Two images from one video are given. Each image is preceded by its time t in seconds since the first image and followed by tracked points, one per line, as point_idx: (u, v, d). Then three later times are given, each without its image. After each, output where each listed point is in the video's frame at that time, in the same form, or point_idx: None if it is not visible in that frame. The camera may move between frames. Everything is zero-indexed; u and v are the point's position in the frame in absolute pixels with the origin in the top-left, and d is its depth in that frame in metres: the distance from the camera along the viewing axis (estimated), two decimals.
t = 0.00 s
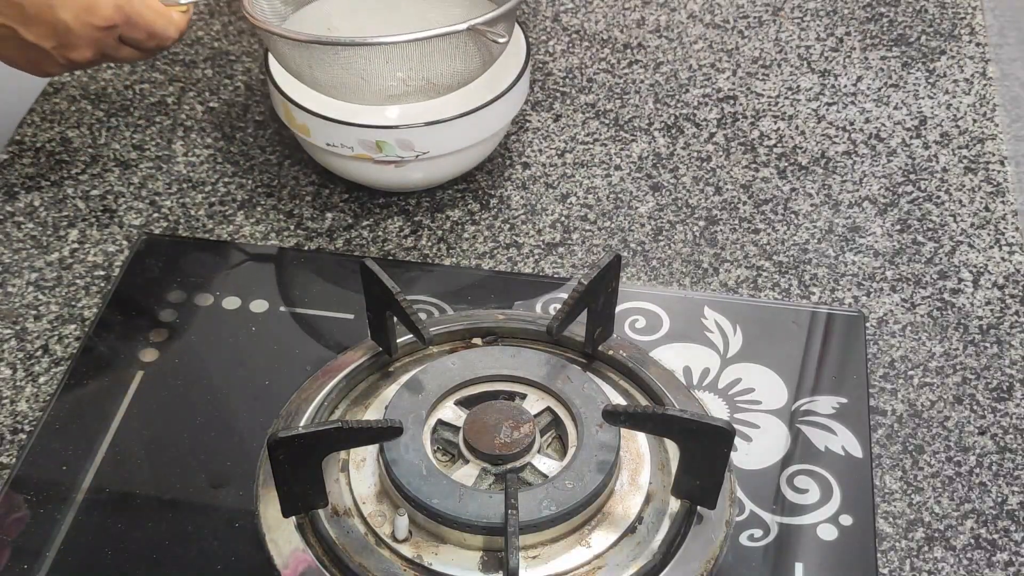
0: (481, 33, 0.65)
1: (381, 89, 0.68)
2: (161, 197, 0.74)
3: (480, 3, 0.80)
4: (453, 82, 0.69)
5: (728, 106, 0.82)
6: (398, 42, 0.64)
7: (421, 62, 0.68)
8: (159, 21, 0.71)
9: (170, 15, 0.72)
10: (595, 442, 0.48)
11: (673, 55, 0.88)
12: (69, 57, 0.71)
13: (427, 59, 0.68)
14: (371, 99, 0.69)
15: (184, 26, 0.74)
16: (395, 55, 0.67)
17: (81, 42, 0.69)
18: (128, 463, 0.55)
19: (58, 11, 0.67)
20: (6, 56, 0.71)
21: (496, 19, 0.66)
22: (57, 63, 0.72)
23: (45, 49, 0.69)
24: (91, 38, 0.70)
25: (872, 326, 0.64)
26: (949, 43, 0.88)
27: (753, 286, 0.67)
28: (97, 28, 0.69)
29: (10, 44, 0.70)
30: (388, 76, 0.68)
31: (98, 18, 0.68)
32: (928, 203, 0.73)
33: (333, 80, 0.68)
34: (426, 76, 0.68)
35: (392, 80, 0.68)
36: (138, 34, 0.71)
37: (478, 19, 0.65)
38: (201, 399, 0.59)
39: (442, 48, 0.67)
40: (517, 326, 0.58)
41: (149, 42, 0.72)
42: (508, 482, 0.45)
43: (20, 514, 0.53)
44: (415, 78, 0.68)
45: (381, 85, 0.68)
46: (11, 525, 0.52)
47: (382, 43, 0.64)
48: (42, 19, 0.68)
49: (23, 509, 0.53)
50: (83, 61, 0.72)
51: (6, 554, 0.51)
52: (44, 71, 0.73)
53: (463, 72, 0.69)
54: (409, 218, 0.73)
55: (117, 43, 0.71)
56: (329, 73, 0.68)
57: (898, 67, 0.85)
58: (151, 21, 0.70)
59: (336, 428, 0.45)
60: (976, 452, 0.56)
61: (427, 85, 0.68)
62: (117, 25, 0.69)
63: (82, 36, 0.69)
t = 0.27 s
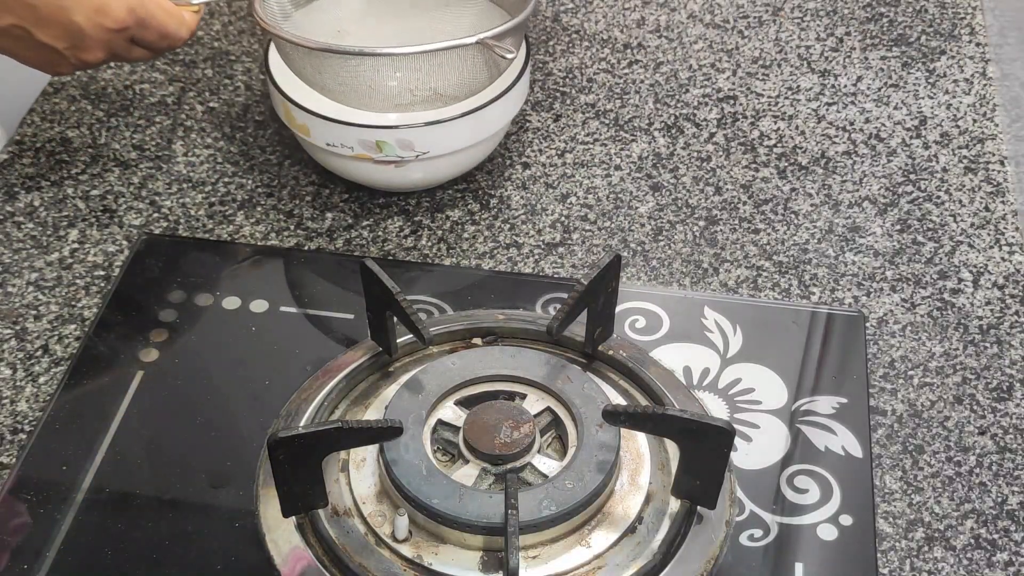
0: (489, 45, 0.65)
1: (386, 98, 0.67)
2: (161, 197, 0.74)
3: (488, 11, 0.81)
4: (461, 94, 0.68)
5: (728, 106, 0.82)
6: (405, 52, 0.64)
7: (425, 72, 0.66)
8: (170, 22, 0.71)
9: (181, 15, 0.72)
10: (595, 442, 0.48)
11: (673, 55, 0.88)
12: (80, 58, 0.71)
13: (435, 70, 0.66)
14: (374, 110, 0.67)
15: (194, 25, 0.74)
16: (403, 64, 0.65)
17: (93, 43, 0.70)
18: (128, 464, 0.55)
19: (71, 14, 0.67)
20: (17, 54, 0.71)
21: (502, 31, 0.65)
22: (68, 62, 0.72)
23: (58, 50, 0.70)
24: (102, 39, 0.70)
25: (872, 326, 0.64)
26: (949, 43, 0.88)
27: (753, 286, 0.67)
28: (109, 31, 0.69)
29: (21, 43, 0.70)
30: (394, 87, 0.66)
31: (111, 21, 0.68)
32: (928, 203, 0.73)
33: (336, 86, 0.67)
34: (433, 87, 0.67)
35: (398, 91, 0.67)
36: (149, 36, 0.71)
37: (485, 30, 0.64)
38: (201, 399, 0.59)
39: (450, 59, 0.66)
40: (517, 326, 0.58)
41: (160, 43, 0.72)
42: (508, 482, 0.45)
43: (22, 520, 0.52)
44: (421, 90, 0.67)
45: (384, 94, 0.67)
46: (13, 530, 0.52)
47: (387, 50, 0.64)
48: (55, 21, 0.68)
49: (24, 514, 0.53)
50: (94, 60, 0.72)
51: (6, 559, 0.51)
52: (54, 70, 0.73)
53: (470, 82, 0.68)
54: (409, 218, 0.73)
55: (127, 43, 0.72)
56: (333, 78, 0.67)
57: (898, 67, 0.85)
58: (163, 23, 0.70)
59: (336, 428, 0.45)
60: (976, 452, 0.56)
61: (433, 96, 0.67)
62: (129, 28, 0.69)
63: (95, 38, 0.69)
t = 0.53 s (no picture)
0: (491, 64, 0.65)
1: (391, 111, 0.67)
2: (161, 197, 0.74)
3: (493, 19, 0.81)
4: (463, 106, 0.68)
5: (728, 106, 0.82)
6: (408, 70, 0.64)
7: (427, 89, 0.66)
8: (176, 34, 0.72)
9: (188, 27, 0.73)
10: (595, 442, 0.48)
11: (673, 55, 0.88)
12: (90, 69, 0.73)
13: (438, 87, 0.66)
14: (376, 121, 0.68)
15: (201, 35, 0.75)
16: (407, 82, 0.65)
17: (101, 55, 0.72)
18: (127, 464, 0.55)
19: (81, 27, 0.69)
20: (30, 65, 0.74)
21: (505, 48, 0.66)
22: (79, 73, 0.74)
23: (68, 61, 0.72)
24: (111, 51, 0.72)
25: (872, 326, 0.64)
26: (949, 43, 0.88)
27: (753, 286, 0.67)
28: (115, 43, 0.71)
29: (34, 55, 0.73)
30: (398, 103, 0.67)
31: (120, 33, 0.71)
32: (928, 203, 0.73)
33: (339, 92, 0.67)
34: (436, 102, 0.67)
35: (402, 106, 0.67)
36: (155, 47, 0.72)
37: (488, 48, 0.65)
38: (201, 399, 0.59)
39: (453, 75, 0.66)
40: (517, 326, 0.58)
41: (167, 54, 0.74)
42: (508, 482, 0.45)
43: (23, 524, 0.52)
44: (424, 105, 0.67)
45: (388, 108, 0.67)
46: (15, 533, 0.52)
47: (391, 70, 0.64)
48: (65, 35, 0.70)
49: (26, 518, 0.53)
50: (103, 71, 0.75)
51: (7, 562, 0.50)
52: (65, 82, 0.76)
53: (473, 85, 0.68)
54: (409, 218, 0.73)
55: (136, 54, 0.74)
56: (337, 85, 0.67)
57: (898, 67, 0.85)
58: (170, 37, 0.72)
59: (336, 428, 0.45)
60: (976, 452, 0.56)
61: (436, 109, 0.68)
62: (138, 41, 0.71)
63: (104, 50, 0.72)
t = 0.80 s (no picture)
0: (488, 79, 0.64)
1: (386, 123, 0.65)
2: (161, 197, 0.74)
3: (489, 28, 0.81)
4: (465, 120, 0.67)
5: (728, 106, 0.82)
6: (407, 86, 0.62)
7: (422, 105, 0.64)
8: (174, 49, 0.72)
9: (186, 40, 0.73)
10: (595, 442, 0.48)
11: (673, 55, 0.88)
12: (89, 82, 0.74)
13: (438, 102, 0.65)
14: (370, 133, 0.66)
15: (199, 48, 0.75)
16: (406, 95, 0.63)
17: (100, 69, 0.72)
18: (127, 464, 0.55)
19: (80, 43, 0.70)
20: (28, 79, 0.74)
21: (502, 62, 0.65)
22: (78, 87, 0.75)
23: (66, 75, 0.73)
24: (110, 65, 0.72)
25: (872, 326, 0.64)
26: (949, 43, 0.88)
27: (753, 286, 0.67)
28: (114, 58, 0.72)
29: (33, 68, 0.73)
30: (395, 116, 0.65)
31: (118, 48, 0.71)
32: (928, 203, 0.73)
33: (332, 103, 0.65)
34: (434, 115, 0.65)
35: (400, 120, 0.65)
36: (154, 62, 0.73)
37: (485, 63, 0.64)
38: (201, 399, 0.59)
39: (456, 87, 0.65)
40: (517, 326, 0.58)
41: (165, 67, 0.74)
42: (508, 483, 0.45)
43: (27, 526, 0.52)
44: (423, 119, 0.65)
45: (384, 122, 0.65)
46: (19, 534, 0.52)
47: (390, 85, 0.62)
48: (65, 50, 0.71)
49: (30, 520, 0.52)
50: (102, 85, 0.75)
51: (10, 564, 0.50)
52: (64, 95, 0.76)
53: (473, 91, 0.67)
54: (409, 218, 0.73)
55: (135, 67, 0.74)
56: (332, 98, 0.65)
57: (898, 67, 0.85)
58: (168, 52, 0.72)
59: (336, 428, 0.45)
60: (976, 452, 0.56)
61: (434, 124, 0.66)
62: (136, 55, 0.72)
63: (103, 65, 0.72)
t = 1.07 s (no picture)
0: (490, 78, 0.64)
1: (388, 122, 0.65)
2: (161, 197, 0.74)
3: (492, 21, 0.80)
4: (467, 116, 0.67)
5: (728, 106, 0.82)
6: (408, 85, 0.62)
7: (423, 104, 0.64)
8: (176, 48, 0.72)
9: (187, 38, 0.73)
10: (595, 442, 0.48)
11: (673, 55, 0.88)
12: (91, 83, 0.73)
13: (440, 100, 0.64)
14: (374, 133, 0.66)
15: (200, 46, 0.75)
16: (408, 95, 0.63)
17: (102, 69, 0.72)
18: (127, 464, 0.55)
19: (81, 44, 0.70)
20: (32, 80, 0.74)
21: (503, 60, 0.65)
22: (81, 87, 0.75)
23: (70, 76, 0.73)
24: (112, 65, 0.72)
25: (872, 326, 0.64)
26: (949, 43, 0.88)
27: (753, 286, 0.67)
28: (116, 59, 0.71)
29: (35, 70, 0.73)
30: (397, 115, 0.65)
31: (119, 50, 0.71)
32: (928, 203, 0.73)
33: (334, 103, 0.65)
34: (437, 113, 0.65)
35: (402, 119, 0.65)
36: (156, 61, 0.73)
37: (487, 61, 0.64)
38: (201, 399, 0.59)
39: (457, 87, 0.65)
40: (517, 326, 0.58)
41: (167, 66, 0.74)
42: (508, 483, 0.45)
43: (29, 528, 0.52)
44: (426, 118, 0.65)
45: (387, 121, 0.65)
46: (22, 535, 0.52)
47: (391, 86, 0.62)
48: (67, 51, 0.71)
49: (32, 521, 0.52)
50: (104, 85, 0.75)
51: (11, 564, 0.50)
52: (68, 95, 0.77)
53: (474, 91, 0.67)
54: (409, 218, 0.73)
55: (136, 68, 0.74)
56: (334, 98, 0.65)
57: (898, 67, 0.85)
58: (170, 51, 0.72)
59: (336, 428, 0.45)
60: (976, 452, 0.56)
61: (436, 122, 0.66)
62: (138, 57, 0.72)
63: (105, 66, 0.72)
